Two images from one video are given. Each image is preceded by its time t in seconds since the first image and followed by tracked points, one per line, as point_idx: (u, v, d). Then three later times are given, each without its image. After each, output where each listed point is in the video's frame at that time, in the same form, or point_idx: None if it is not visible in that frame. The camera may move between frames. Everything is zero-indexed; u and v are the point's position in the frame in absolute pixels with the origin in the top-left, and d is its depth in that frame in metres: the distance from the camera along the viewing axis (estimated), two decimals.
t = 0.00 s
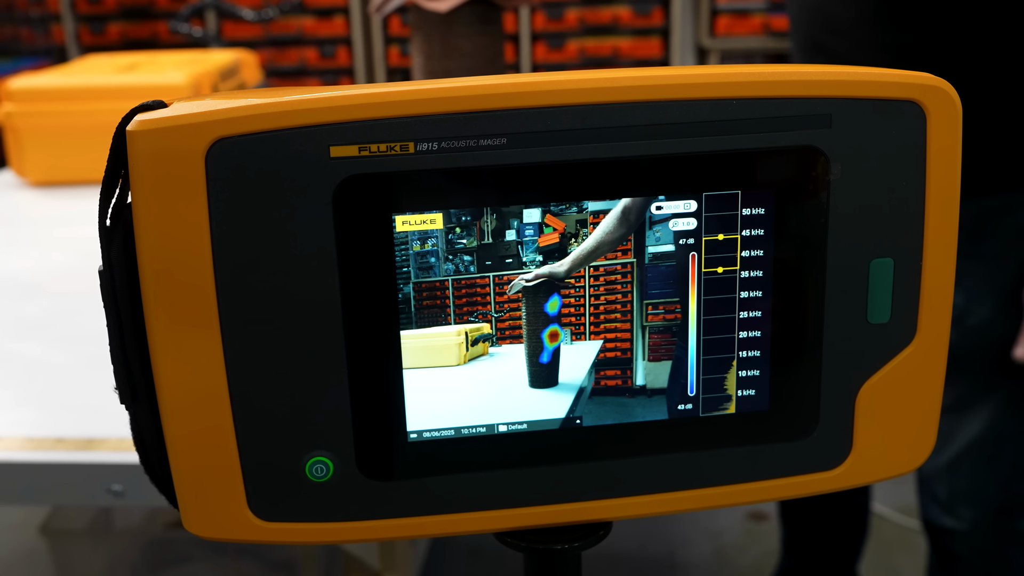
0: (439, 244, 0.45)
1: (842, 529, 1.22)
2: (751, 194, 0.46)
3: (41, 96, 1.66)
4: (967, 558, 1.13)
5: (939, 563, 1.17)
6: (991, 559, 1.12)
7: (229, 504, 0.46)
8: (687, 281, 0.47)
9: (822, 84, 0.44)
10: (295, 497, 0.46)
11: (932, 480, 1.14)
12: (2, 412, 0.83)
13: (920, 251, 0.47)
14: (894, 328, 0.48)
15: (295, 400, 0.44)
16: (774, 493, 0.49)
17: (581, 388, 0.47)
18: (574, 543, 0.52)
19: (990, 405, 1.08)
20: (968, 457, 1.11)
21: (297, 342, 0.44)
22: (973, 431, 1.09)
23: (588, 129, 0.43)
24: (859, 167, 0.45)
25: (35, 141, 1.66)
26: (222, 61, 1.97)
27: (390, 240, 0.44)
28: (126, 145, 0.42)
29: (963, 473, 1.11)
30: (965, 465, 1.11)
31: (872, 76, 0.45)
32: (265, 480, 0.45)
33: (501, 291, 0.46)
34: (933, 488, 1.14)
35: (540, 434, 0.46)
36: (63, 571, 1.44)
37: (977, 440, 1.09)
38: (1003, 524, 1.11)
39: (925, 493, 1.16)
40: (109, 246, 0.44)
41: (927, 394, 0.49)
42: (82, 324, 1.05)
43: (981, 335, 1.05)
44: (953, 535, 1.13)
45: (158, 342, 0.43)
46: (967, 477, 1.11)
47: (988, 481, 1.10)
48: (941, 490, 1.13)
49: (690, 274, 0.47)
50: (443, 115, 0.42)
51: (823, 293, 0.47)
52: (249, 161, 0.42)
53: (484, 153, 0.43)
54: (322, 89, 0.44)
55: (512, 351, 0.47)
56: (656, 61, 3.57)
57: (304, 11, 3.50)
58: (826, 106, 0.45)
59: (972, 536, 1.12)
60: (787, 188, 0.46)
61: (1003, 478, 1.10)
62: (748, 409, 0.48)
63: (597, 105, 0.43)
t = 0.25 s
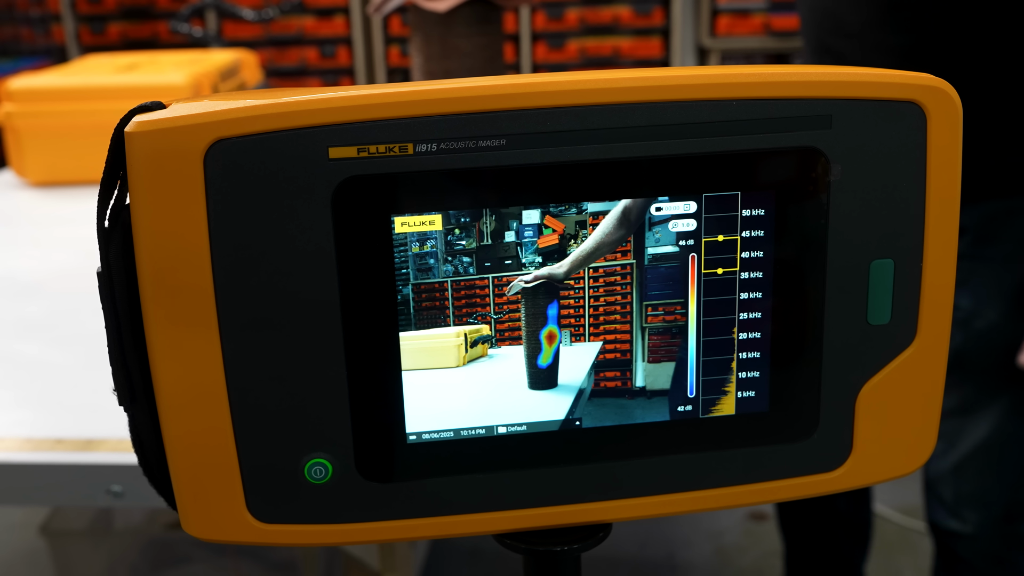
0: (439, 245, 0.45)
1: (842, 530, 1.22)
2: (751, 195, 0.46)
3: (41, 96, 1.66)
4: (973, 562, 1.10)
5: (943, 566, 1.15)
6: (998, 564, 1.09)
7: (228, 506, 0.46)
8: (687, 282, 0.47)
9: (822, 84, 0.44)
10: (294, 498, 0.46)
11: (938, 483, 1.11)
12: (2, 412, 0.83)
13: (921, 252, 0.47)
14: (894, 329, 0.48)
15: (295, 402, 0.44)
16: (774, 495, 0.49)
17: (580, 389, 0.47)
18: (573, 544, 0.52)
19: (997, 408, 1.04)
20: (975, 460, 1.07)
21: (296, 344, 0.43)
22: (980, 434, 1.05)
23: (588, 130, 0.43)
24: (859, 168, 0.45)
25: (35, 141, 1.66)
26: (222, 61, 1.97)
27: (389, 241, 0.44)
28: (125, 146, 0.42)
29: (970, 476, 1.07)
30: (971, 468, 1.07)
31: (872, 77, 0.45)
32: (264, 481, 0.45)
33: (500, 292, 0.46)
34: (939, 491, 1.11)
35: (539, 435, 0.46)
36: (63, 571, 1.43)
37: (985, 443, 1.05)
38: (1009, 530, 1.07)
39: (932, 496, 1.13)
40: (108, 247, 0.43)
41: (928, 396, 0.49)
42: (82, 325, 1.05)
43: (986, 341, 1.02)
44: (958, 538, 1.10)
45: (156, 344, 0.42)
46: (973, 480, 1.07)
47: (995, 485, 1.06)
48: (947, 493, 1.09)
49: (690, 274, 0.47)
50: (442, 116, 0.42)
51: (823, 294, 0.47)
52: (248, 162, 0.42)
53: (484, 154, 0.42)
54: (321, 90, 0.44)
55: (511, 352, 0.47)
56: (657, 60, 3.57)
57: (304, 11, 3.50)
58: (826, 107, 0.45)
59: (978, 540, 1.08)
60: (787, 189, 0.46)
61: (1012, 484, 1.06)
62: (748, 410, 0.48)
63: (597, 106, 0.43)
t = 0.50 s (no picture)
0: (437, 244, 0.44)
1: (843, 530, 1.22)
2: (750, 195, 0.46)
3: (40, 96, 1.66)
4: (971, 564, 1.10)
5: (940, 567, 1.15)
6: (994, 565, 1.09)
7: (226, 505, 0.45)
8: (686, 282, 0.47)
9: (821, 83, 0.44)
10: (293, 498, 0.46)
11: (932, 484, 1.10)
12: (3, 412, 0.83)
13: (921, 251, 0.47)
14: (894, 329, 0.47)
15: (293, 402, 0.44)
16: (774, 494, 0.49)
17: (578, 389, 0.46)
18: (572, 544, 0.52)
19: (988, 411, 1.05)
20: (970, 461, 1.07)
21: (294, 343, 0.43)
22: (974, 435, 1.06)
23: (586, 129, 0.43)
24: (859, 167, 0.45)
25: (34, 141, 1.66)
26: (222, 61, 1.97)
27: (387, 240, 0.44)
28: (122, 145, 0.42)
29: (965, 477, 1.07)
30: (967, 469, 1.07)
31: (872, 76, 0.45)
32: (262, 481, 0.45)
33: (498, 292, 0.46)
34: (935, 493, 1.10)
35: (538, 435, 0.46)
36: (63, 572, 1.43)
37: (979, 444, 1.06)
38: (1005, 530, 1.08)
39: (927, 498, 1.12)
40: (105, 246, 0.43)
41: (927, 396, 0.49)
42: (82, 325, 1.05)
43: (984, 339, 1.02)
44: (955, 540, 1.10)
45: (153, 344, 0.42)
46: (969, 481, 1.07)
47: (991, 486, 1.07)
48: (942, 495, 1.09)
49: (690, 274, 0.47)
50: (440, 114, 0.42)
51: (822, 293, 0.47)
52: (245, 161, 0.41)
53: (482, 153, 0.42)
54: (319, 89, 0.44)
55: (509, 352, 0.46)
56: (657, 60, 3.57)
57: (304, 11, 3.50)
58: (825, 105, 0.44)
59: (975, 541, 1.09)
60: (787, 189, 0.46)
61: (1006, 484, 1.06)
62: (747, 410, 0.48)
63: (595, 105, 0.43)
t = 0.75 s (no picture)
0: (433, 243, 0.44)
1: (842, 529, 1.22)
2: (747, 194, 0.46)
3: (39, 96, 1.66)
4: (965, 564, 1.10)
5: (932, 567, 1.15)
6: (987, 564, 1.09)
7: (223, 505, 0.45)
8: (683, 281, 0.47)
9: (818, 82, 0.44)
10: (289, 497, 0.46)
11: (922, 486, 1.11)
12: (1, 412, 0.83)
13: (918, 250, 0.47)
14: (892, 328, 0.47)
15: (289, 401, 0.44)
16: (772, 494, 0.49)
17: (575, 389, 0.46)
18: (569, 544, 0.51)
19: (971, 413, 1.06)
20: (958, 462, 1.08)
21: (291, 343, 0.43)
22: (961, 436, 1.07)
23: (583, 129, 0.43)
24: (856, 166, 0.45)
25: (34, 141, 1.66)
26: (221, 61, 1.96)
27: (384, 240, 0.44)
28: (118, 144, 0.42)
29: (955, 477, 1.08)
30: (955, 469, 1.08)
31: (868, 75, 0.45)
32: (259, 481, 0.45)
33: (495, 292, 0.47)
34: (925, 494, 1.11)
35: (535, 434, 0.46)
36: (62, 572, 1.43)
37: (967, 445, 1.07)
38: (997, 529, 1.08)
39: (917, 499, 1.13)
40: (101, 246, 0.43)
41: (924, 395, 0.49)
42: (81, 325, 1.05)
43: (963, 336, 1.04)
44: (947, 540, 1.11)
45: (149, 343, 0.42)
46: (958, 482, 1.08)
47: (980, 485, 1.08)
48: (932, 495, 1.10)
49: (687, 273, 0.47)
50: (436, 114, 0.42)
51: (820, 293, 0.47)
52: (242, 160, 0.41)
53: (479, 153, 0.42)
54: (315, 88, 0.44)
55: (506, 351, 0.47)
56: (657, 60, 3.56)
57: (304, 11, 3.50)
58: (823, 104, 0.44)
59: (967, 540, 1.09)
60: (784, 188, 0.46)
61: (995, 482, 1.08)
62: (745, 409, 0.48)
63: (592, 104, 0.43)
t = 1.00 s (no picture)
0: (432, 242, 0.44)
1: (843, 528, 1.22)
2: (746, 193, 0.46)
3: (39, 96, 1.66)
4: (961, 561, 1.17)
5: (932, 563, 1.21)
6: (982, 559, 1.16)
7: (222, 504, 0.45)
8: (681, 280, 0.47)
9: (817, 81, 0.44)
10: (289, 496, 0.46)
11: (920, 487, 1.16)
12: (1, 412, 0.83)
13: (917, 248, 0.47)
14: (890, 326, 0.47)
15: (289, 400, 0.44)
16: (771, 492, 0.49)
17: (574, 387, 0.46)
18: (568, 542, 0.52)
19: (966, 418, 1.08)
20: (954, 464, 1.11)
21: (290, 341, 0.43)
22: (957, 439, 1.09)
23: (582, 127, 0.43)
24: (854, 164, 0.45)
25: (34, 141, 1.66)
26: (221, 61, 1.97)
27: (383, 239, 0.44)
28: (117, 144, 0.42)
29: (952, 480, 1.12)
30: (951, 471, 1.12)
31: (867, 73, 0.45)
32: (259, 480, 0.45)
33: (494, 290, 0.46)
34: (922, 495, 1.16)
35: (534, 433, 0.46)
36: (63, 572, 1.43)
37: (963, 448, 1.10)
38: (993, 527, 1.14)
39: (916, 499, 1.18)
40: (100, 245, 0.43)
41: (923, 393, 0.49)
42: (81, 324, 1.05)
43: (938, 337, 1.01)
44: (943, 539, 1.17)
45: (148, 342, 0.42)
46: (955, 485, 1.12)
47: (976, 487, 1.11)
48: (930, 496, 1.15)
49: (685, 272, 0.47)
50: (435, 113, 0.42)
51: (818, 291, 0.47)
52: (241, 159, 0.41)
53: (478, 151, 0.42)
54: (314, 87, 0.44)
55: (505, 350, 0.47)
56: (657, 60, 3.56)
57: (304, 11, 3.50)
58: (821, 103, 0.44)
59: (963, 538, 1.15)
60: (782, 187, 0.46)
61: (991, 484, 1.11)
62: (744, 408, 0.48)
63: (591, 103, 0.43)
